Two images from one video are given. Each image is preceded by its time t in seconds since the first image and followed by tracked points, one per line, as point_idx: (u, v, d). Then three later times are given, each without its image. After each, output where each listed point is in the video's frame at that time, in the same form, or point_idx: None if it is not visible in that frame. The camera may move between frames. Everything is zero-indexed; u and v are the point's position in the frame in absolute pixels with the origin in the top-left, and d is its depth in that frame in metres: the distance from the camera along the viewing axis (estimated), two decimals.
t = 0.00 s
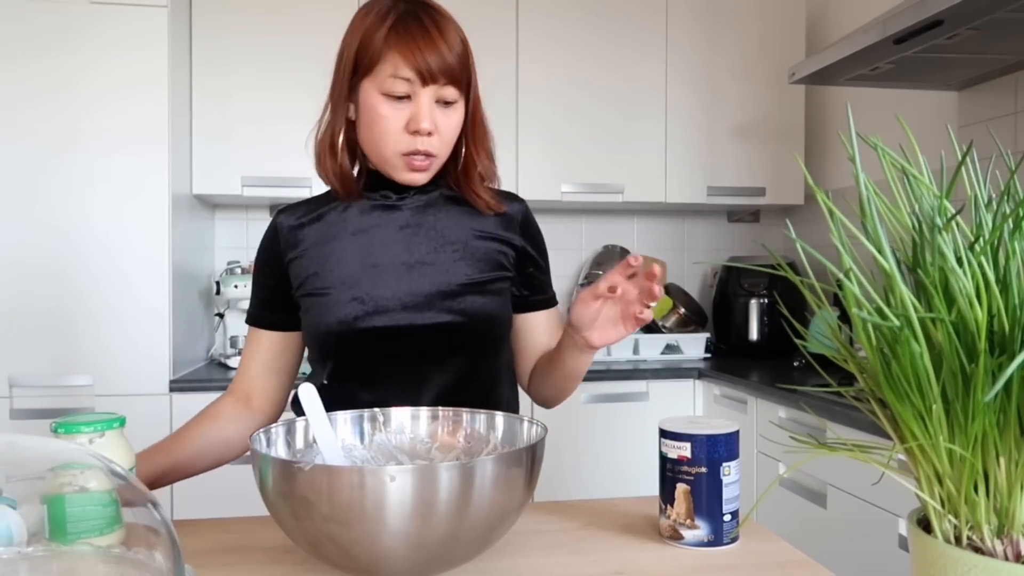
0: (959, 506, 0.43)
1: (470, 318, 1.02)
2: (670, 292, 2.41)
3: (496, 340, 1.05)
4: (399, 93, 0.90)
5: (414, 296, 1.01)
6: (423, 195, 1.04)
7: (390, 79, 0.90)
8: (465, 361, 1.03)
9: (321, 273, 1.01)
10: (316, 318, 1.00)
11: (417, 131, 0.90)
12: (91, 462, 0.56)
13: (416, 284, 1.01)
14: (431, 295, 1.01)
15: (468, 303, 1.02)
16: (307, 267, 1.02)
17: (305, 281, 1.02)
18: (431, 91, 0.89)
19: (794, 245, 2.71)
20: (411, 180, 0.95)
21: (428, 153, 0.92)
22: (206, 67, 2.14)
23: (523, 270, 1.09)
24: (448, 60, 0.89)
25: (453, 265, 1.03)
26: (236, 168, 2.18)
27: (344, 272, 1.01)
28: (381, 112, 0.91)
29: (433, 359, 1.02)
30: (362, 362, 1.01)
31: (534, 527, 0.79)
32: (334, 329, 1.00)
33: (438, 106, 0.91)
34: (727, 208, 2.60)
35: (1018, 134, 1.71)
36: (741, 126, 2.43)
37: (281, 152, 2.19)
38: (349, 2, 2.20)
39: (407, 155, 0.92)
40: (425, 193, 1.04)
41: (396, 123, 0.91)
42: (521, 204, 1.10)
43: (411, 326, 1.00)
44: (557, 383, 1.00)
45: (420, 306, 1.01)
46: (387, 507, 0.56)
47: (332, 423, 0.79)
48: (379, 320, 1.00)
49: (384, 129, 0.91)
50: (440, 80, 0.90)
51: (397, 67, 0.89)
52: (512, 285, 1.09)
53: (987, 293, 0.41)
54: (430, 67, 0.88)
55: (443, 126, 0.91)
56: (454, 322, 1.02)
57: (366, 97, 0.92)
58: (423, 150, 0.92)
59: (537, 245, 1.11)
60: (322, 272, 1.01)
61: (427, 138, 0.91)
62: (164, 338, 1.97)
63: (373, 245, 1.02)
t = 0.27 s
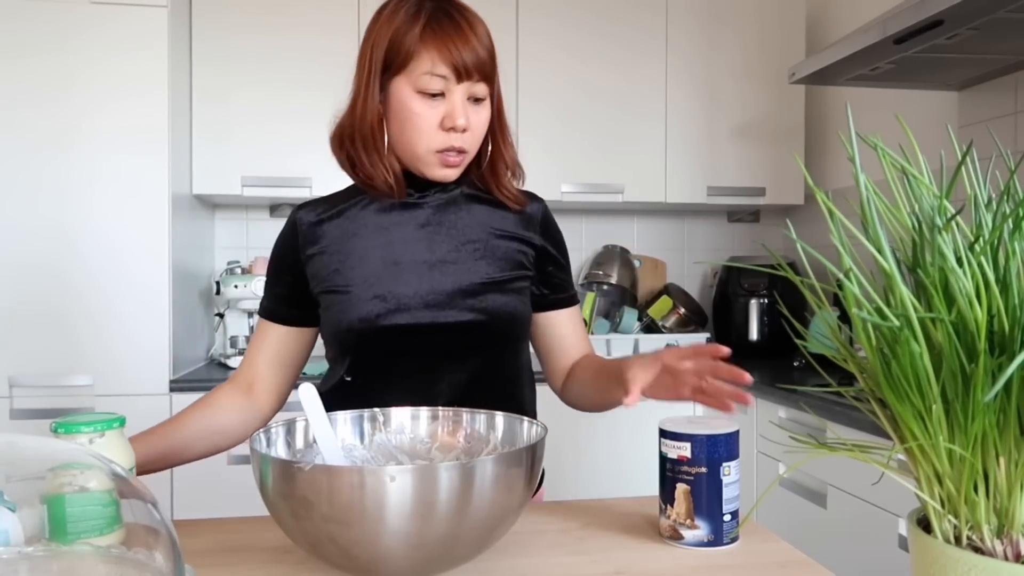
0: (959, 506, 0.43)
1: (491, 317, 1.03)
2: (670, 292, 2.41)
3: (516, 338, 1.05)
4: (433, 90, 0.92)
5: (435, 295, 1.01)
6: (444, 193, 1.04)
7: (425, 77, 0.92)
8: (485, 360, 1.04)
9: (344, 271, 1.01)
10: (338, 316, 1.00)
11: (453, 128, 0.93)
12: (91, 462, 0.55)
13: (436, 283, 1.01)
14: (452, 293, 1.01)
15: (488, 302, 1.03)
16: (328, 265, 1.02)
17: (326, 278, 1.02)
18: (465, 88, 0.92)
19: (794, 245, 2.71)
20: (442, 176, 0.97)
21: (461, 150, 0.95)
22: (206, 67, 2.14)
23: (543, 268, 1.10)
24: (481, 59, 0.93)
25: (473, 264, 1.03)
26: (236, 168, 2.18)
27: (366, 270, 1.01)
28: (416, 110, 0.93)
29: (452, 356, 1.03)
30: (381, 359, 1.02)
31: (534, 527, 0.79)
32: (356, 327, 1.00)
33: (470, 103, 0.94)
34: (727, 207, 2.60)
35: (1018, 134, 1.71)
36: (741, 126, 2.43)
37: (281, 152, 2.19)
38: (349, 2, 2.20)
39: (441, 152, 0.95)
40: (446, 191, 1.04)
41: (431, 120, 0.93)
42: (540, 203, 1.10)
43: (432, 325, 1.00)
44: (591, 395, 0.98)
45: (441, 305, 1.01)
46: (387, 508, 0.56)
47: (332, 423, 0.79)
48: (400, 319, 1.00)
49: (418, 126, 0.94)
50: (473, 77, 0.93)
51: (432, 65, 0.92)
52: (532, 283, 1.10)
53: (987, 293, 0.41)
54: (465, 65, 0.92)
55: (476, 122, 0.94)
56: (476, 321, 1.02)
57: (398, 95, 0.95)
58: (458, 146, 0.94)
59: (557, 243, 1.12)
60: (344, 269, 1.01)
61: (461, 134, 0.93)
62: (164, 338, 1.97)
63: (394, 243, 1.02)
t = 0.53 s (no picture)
0: (959, 506, 0.43)
1: (508, 321, 1.03)
2: (670, 292, 2.41)
3: (532, 344, 1.06)
4: (467, 88, 0.95)
5: (455, 296, 1.02)
6: (468, 196, 1.06)
7: (459, 74, 0.95)
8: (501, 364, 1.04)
9: (366, 268, 1.03)
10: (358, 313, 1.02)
11: (485, 124, 0.95)
12: (90, 462, 0.56)
13: (456, 284, 1.03)
14: (471, 295, 1.03)
15: (507, 306, 1.04)
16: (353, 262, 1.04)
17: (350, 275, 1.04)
18: (498, 86, 0.95)
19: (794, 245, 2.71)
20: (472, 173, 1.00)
21: (492, 147, 0.97)
22: (205, 67, 2.14)
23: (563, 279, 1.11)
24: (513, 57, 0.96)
25: (493, 267, 1.05)
26: (236, 168, 2.18)
27: (388, 268, 1.03)
28: (450, 107, 0.96)
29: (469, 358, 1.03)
30: (399, 359, 1.03)
31: (534, 527, 0.79)
32: (374, 325, 1.01)
33: (503, 101, 0.97)
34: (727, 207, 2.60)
35: (1018, 134, 1.71)
36: (741, 126, 2.43)
37: (281, 152, 2.20)
38: (349, 2, 2.20)
39: (473, 149, 0.97)
40: (471, 194, 1.06)
41: (464, 117, 0.96)
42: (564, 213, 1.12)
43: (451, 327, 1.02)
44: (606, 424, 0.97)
45: (460, 307, 1.02)
46: (387, 508, 0.56)
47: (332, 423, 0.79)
48: (418, 318, 1.01)
49: (450, 123, 0.96)
50: (506, 76, 0.96)
51: (466, 63, 0.95)
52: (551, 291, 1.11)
53: (987, 293, 0.41)
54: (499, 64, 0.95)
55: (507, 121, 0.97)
56: (493, 324, 1.03)
57: (431, 92, 0.98)
58: (489, 143, 0.97)
59: (579, 255, 1.13)
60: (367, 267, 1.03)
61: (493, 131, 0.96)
62: (164, 338, 1.97)
63: (417, 243, 1.04)
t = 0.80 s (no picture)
0: (958, 506, 0.43)
1: (525, 324, 1.06)
2: (670, 292, 2.41)
3: (548, 351, 1.07)
4: (482, 82, 0.96)
5: (475, 298, 1.04)
6: (493, 199, 1.07)
7: (474, 68, 0.96)
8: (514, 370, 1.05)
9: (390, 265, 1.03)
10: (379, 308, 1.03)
11: (500, 117, 0.95)
12: (90, 462, 0.56)
13: (476, 286, 1.04)
14: (492, 298, 1.04)
15: (524, 310, 1.06)
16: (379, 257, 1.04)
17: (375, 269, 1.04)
18: (514, 79, 0.96)
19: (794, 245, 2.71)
20: (491, 167, 1.01)
21: (509, 140, 0.98)
22: (205, 67, 2.14)
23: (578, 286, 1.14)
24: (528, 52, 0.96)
25: (514, 271, 1.06)
26: (236, 168, 2.18)
27: (412, 266, 1.03)
28: (464, 100, 0.96)
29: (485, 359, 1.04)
30: (413, 356, 1.03)
31: (533, 527, 0.79)
32: (395, 321, 1.02)
33: (519, 95, 0.97)
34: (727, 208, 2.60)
35: (1018, 135, 1.71)
36: (741, 126, 2.43)
37: (281, 152, 2.20)
38: (349, 2, 2.20)
39: (489, 142, 0.98)
40: (496, 198, 1.07)
41: (479, 111, 0.96)
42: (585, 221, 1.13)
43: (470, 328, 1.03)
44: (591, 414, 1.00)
45: (480, 309, 1.04)
46: (387, 508, 0.56)
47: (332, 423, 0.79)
48: (439, 318, 1.03)
49: (465, 116, 0.97)
50: (521, 69, 0.96)
51: (481, 57, 0.96)
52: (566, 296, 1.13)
53: (987, 293, 0.41)
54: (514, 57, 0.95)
55: (523, 114, 0.97)
56: (510, 326, 1.05)
57: (447, 88, 0.98)
58: (506, 136, 0.97)
59: (598, 264, 1.15)
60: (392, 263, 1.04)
61: (508, 124, 0.96)
62: (164, 338, 1.97)
63: (442, 243, 1.04)
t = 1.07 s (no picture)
0: (958, 506, 0.43)
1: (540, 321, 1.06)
2: (670, 292, 2.41)
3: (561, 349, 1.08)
4: (472, 77, 0.95)
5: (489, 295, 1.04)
6: (506, 199, 1.08)
7: (465, 65, 0.95)
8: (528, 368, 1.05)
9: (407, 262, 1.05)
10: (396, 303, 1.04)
11: (490, 109, 0.93)
12: (89, 462, 0.56)
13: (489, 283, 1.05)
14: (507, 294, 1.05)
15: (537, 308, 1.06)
16: (397, 254, 1.05)
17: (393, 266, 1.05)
18: (504, 72, 0.94)
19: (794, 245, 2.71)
20: (487, 164, 0.98)
21: (502, 133, 0.95)
22: (205, 67, 2.14)
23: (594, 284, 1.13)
24: (520, 46, 0.95)
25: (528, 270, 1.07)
26: (236, 168, 2.18)
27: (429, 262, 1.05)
28: (456, 97, 0.95)
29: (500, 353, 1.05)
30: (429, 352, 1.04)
31: (533, 527, 0.79)
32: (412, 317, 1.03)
33: (511, 89, 0.95)
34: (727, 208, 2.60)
35: (1018, 135, 1.71)
36: (741, 126, 2.43)
37: (281, 152, 2.19)
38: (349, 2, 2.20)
39: (482, 137, 0.95)
40: (509, 197, 1.08)
41: (470, 106, 0.95)
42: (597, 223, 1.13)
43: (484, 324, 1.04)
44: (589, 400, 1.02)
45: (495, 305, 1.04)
46: (387, 508, 0.56)
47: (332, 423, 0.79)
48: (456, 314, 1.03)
49: (458, 114, 0.96)
50: (512, 63, 0.95)
51: (471, 54, 0.95)
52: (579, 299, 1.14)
53: (987, 293, 0.41)
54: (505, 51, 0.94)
55: (515, 107, 0.95)
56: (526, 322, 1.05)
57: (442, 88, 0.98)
58: (498, 129, 0.94)
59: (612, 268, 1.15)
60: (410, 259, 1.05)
61: (500, 116, 0.94)
62: (164, 338, 1.97)
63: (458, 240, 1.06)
